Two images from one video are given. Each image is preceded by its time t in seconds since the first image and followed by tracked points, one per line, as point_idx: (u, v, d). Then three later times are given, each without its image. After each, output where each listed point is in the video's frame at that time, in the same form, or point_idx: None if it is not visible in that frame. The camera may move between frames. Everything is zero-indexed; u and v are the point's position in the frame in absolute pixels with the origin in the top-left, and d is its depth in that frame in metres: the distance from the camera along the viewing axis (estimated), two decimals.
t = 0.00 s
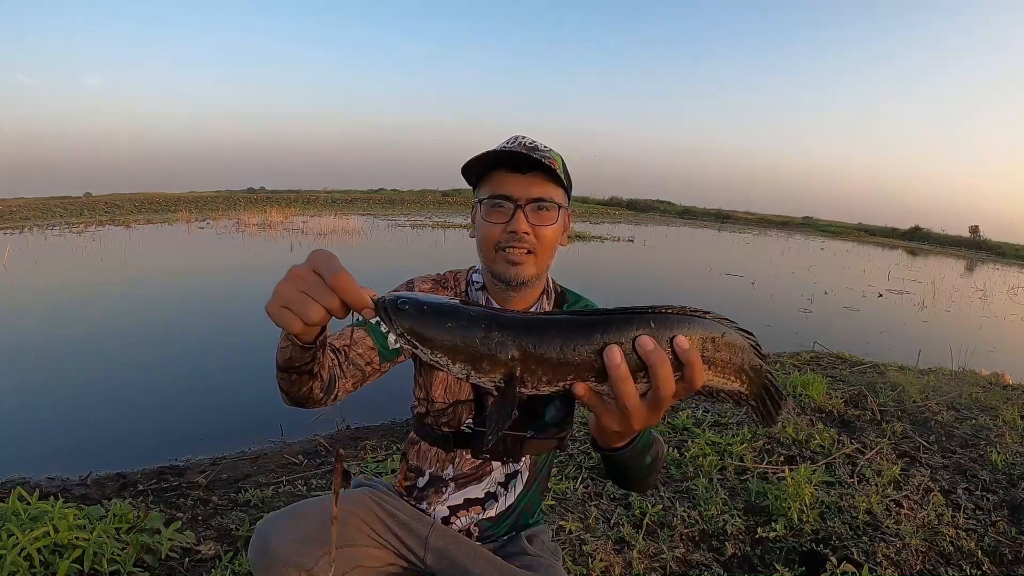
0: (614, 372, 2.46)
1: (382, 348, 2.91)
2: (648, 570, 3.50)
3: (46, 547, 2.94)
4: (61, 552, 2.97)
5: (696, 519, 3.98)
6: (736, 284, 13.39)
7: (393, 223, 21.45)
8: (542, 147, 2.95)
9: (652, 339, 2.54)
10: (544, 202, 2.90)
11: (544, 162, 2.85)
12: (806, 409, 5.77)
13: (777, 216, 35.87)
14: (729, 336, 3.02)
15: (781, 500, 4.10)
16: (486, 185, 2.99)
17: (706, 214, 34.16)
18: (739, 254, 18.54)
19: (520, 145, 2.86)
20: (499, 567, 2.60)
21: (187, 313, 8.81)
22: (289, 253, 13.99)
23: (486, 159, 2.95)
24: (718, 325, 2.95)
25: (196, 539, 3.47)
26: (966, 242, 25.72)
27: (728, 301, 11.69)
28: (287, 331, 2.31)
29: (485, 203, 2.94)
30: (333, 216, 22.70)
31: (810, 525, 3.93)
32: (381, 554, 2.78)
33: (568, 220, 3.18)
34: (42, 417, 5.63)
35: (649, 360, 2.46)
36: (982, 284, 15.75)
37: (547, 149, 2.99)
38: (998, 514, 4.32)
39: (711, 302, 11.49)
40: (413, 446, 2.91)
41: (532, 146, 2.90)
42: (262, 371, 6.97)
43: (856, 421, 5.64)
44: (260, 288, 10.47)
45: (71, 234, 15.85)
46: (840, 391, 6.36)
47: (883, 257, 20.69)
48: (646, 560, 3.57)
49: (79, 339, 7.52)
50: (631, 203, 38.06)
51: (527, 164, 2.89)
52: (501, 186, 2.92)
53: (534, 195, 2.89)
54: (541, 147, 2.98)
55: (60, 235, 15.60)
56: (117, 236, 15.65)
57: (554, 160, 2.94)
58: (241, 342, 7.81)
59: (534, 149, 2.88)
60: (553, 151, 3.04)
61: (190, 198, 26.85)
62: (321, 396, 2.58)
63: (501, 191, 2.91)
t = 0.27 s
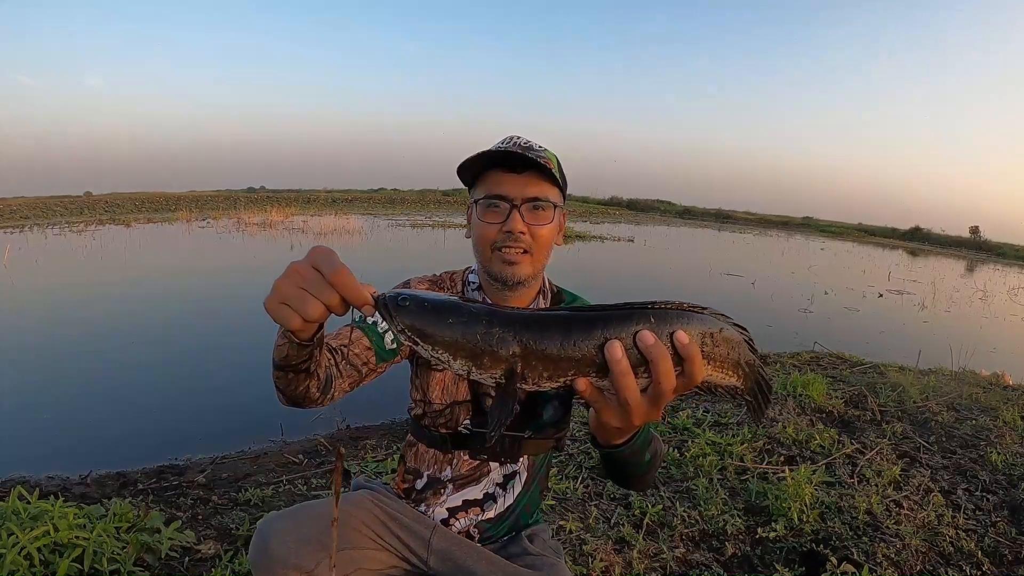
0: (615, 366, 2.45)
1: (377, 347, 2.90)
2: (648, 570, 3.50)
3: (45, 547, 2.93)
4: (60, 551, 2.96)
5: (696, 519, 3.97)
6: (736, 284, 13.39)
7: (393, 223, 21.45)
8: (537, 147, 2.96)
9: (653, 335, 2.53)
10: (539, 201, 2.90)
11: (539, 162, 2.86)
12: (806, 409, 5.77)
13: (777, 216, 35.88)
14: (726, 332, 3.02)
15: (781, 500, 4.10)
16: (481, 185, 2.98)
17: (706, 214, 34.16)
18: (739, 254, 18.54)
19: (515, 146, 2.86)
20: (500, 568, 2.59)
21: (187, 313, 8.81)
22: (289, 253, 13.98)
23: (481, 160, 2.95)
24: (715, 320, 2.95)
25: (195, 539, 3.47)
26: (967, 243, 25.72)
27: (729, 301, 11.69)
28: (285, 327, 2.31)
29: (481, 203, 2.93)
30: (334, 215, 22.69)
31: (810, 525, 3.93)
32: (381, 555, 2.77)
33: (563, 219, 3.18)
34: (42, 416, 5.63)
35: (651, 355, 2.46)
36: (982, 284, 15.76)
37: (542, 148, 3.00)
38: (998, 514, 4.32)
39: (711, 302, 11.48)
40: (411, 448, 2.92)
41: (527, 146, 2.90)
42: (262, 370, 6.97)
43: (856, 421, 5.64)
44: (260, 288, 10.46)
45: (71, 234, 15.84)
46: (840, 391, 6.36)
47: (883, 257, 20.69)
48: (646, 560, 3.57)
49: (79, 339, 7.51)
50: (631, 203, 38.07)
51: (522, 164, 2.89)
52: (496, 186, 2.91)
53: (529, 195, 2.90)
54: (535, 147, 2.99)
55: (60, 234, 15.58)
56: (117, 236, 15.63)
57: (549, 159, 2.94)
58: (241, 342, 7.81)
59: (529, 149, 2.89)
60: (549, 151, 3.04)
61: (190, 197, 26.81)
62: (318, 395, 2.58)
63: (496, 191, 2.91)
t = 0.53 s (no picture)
0: (618, 373, 2.45)
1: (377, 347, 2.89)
2: (648, 570, 3.50)
3: (45, 546, 2.93)
4: (60, 550, 2.96)
5: (696, 520, 3.97)
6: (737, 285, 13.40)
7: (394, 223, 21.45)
8: (537, 147, 2.95)
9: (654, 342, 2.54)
10: (541, 202, 2.89)
11: (540, 162, 2.85)
12: (807, 410, 5.77)
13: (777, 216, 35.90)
14: (728, 339, 2.99)
15: (782, 501, 4.09)
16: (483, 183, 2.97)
17: (707, 215, 34.18)
18: (740, 255, 18.54)
19: (517, 146, 2.84)
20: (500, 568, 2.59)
21: (187, 313, 8.81)
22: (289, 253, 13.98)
23: (482, 159, 2.95)
24: (718, 328, 2.93)
25: (196, 538, 3.47)
26: (967, 244, 25.74)
27: (729, 301, 11.69)
28: (287, 324, 2.30)
29: (482, 203, 2.93)
30: (334, 215, 22.68)
31: (810, 525, 3.93)
32: (382, 555, 2.77)
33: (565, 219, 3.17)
34: (42, 416, 5.63)
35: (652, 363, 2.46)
36: (982, 285, 15.78)
37: (543, 148, 2.99)
38: (998, 515, 4.32)
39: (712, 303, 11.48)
40: (411, 447, 2.92)
41: (529, 146, 2.88)
42: (262, 370, 6.96)
43: (857, 422, 5.64)
44: (261, 288, 10.46)
45: (72, 233, 15.84)
46: (840, 391, 6.37)
47: (883, 258, 20.70)
48: (646, 560, 3.57)
49: (80, 338, 7.51)
50: (631, 203, 38.09)
51: (523, 164, 2.89)
52: (498, 185, 2.90)
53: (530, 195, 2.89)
54: (536, 147, 2.98)
55: (61, 234, 15.58)
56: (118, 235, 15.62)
57: (550, 159, 2.94)
58: (242, 341, 7.81)
59: (529, 149, 2.88)
60: (549, 151, 3.04)
61: (191, 197, 26.80)
62: (318, 393, 2.58)
63: (497, 191, 2.90)
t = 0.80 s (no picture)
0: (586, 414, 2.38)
1: (377, 315, 2.70)
2: (648, 570, 3.50)
3: (45, 547, 2.93)
4: (60, 551, 2.96)
5: (696, 519, 3.97)
6: (736, 284, 13.40)
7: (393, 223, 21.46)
8: (542, 148, 2.96)
9: (630, 393, 2.45)
10: (545, 202, 2.90)
11: (545, 163, 2.85)
12: (806, 409, 5.77)
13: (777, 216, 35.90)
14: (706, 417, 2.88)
15: (781, 500, 4.10)
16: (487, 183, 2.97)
17: (706, 214, 34.18)
18: (739, 254, 18.54)
19: (522, 147, 2.86)
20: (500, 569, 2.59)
21: (187, 313, 8.81)
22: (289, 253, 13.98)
23: (487, 159, 2.94)
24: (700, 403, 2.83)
25: (196, 539, 3.47)
26: (967, 243, 25.74)
27: (729, 301, 11.68)
28: (307, 232, 2.09)
29: (486, 202, 2.92)
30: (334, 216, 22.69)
31: (810, 525, 3.93)
32: (380, 557, 2.78)
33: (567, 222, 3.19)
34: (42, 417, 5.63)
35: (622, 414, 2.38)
36: (982, 284, 15.77)
37: (547, 149, 3.00)
38: (998, 514, 4.32)
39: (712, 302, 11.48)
40: (407, 448, 2.91)
41: (533, 147, 2.91)
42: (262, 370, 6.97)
43: (856, 421, 5.65)
44: (261, 288, 10.46)
45: (72, 234, 15.85)
46: (840, 391, 6.36)
47: (883, 257, 20.70)
48: (646, 560, 3.57)
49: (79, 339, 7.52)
50: (631, 202, 38.08)
51: (528, 165, 2.88)
52: (502, 185, 2.90)
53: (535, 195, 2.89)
54: (541, 148, 2.98)
55: (61, 235, 15.59)
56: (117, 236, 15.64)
57: (555, 161, 2.94)
58: (241, 342, 7.81)
59: (534, 150, 2.89)
60: (554, 153, 3.04)
61: (190, 197, 26.80)
62: (306, 333, 2.40)
63: (502, 190, 2.90)
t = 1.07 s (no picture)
0: (510, 450, 1.97)
1: (399, 274, 2.63)
2: (648, 569, 3.51)
3: (46, 547, 2.93)
4: (60, 551, 2.96)
5: (696, 519, 3.97)
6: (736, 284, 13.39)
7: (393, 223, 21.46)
8: (561, 153, 2.92)
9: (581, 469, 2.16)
10: (561, 207, 2.86)
11: (564, 167, 2.82)
12: (806, 409, 5.77)
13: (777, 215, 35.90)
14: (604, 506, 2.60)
15: (781, 500, 4.10)
16: (503, 184, 2.95)
17: (706, 214, 34.19)
18: (739, 254, 18.54)
19: (541, 150, 2.85)
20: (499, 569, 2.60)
21: (187, 313, 8.81)
22: (289, 253, 13.98)
23: (505, 161, 2.92)
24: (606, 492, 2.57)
25: (196, 539, 3.47)
26: (967, 242, 25.75)
27: (729, 301, 11.67)
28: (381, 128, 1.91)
29: (502, 203, 2.89)
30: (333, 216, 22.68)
31: (810, 525, 3.93)
32: (380, 555, 2.76)
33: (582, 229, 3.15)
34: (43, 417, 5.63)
35: (539, 462, 2.01)
36: (982, 284, 15.77)
37: (567, 155, 2.96)
38: (998, 514, 4.31)
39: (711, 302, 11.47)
40: (405, 441, 2.86)
41: (553, 152, 2.89)
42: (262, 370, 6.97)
43: (856, 421, 5.65)
44: (260, 288, 10.47)
45: (71, 234, 15.85)
46: (840, 391, 6.36)
47: (883, 257, 20.70)
48: (646, 560, 3.57)
49: (79, 338, 7.53)
50: (631, 202, 38.06)
51: (546, 169, 2.85)
52: (519, 187, 2.87)
53: (551, 199, 2.85)
54: (561, 153, 2.94)
55: (60, 235, 15.58)
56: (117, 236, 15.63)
57: (573, 166, 2.91)
58: (241, 342, 7.81)
59: (553, 155, 2.86)
60: (574, 159, 3.00)
61: (190, 198, 26.78)
62: (327, 244, 2.35)
63: (518, 191, 2.88)
